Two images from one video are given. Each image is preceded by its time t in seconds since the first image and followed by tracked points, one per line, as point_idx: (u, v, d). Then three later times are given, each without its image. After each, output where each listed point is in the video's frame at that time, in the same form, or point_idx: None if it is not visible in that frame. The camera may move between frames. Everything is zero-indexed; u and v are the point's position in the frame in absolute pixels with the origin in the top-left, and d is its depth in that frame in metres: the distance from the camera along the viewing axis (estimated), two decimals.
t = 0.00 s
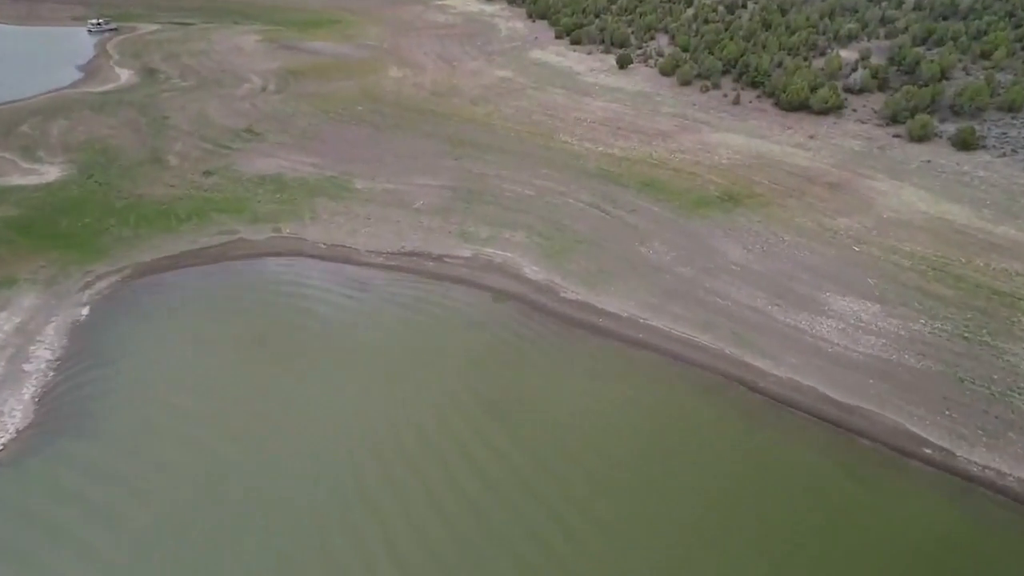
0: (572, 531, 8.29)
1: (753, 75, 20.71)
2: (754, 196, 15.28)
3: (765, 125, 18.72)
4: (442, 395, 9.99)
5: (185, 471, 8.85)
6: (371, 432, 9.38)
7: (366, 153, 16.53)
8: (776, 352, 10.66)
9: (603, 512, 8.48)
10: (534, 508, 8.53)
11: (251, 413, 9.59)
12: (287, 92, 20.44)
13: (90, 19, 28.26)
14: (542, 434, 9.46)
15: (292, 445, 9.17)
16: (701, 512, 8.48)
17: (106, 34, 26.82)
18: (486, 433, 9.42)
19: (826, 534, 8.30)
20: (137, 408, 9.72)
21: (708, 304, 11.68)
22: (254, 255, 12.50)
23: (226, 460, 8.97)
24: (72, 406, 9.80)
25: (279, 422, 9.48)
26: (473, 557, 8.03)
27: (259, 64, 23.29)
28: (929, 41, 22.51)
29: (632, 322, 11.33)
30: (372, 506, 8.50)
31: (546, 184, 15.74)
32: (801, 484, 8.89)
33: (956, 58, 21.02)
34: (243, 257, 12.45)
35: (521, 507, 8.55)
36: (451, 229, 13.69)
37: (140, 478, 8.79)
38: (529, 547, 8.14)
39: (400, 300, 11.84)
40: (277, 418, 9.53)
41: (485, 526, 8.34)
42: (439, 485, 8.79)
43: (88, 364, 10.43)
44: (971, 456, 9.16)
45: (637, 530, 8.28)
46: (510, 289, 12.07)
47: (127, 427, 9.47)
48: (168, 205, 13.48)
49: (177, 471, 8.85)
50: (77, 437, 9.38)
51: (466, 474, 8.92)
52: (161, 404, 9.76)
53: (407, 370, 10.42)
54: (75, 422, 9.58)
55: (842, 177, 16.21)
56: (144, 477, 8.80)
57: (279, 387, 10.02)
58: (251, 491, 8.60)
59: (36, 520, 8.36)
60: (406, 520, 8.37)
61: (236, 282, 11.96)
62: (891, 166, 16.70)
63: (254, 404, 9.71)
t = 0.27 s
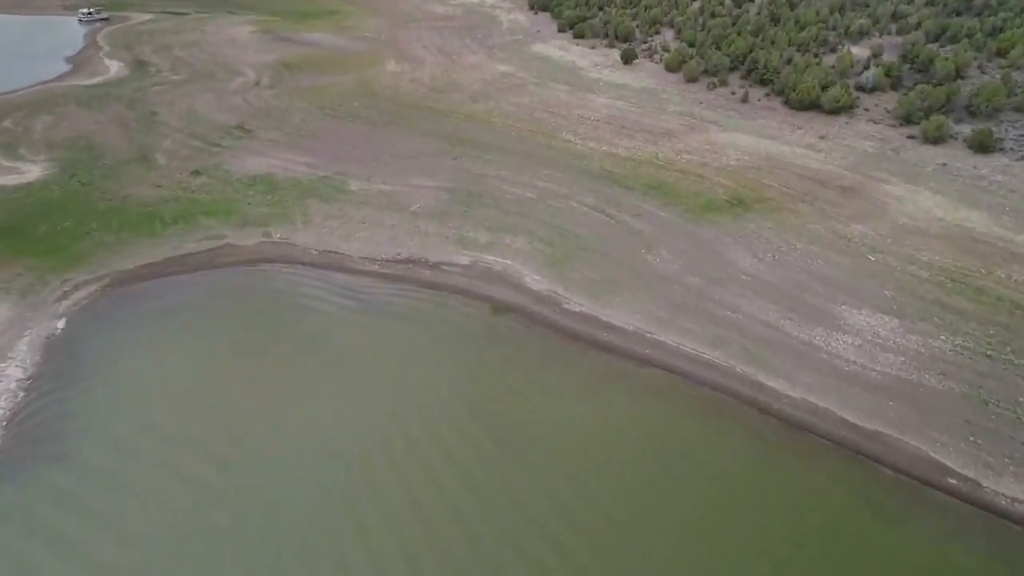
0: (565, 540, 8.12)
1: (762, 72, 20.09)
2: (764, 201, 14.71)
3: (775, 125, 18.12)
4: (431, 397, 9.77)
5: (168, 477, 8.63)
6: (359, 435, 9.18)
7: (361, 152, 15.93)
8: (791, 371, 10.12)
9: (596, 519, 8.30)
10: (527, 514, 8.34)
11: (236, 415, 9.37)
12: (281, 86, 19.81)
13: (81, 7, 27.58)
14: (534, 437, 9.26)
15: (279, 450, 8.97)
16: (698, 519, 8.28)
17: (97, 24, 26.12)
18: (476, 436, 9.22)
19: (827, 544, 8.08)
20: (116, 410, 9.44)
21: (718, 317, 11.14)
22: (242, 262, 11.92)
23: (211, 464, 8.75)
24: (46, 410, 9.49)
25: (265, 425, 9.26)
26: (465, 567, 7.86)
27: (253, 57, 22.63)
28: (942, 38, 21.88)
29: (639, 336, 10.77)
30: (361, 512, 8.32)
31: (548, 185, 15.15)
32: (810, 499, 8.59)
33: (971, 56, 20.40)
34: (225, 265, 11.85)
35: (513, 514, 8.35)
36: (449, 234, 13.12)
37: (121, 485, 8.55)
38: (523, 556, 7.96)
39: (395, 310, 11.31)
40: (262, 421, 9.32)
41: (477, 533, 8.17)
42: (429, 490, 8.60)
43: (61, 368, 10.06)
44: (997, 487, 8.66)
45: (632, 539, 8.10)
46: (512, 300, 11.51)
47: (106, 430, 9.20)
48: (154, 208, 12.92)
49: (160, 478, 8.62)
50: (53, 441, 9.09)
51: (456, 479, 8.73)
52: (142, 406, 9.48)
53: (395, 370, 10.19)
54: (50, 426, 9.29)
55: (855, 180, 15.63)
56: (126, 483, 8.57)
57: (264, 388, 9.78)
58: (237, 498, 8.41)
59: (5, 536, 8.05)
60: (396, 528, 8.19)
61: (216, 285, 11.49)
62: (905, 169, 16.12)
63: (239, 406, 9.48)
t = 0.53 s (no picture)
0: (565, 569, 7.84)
1: (770, 71, 19.57)
2: (773, 207, 14.23)
3: (783, 126, 17.61)
4: (426, 394, 9.65)
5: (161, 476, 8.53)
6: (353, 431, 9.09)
7: (357, 154, 15.43)
8: (804, 392, 9.67)
9: (598, 548, 8.00)
10: (523, 515, 8.30)
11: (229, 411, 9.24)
12: (276, 83, 19.29)
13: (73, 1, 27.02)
14: (530, 435, 9.17)
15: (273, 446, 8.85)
16: (695, 520, 8.27)
17: (88, 19, 25.53)
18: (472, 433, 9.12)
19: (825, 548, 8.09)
20: (105, 410, 9.27)
21: (726, 332, 10.67)
22: (229, 273, 11.45)
23: (204, 463, 8.64)
24: (27, 414, 9.26)
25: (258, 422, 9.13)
26: (464, 568, 7.83)
27: (247, 53, 22.09)
28: (954, 36, 21.36)
29: (645, 352, 10.29)
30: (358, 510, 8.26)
31: (550, 190, 14.66)
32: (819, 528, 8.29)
33: (984, 55, 19.88)
34: (210, 276, 11.37)
35: (514, 526, 8.19)
36: (447, 242, 12.65)
37: (111, 489, 8.42)
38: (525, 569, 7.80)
39: (390, 324, 10.84)
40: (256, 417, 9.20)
41: (475, 534, 8.13)
42: (426, 488, 8.53)
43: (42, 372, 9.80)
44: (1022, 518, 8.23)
45: (631, 540, 8.07)
46: (512, 312, 11.03)
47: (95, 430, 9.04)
48: (139, 214, 12.45)
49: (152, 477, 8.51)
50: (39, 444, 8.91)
51: (453, 477, 8.65)
52: (130, 405, 9.32)
53: (389, 376, 9.96)
54: (36, 428, 9.10)
55: (865, 185, 15.15)
56: (118, 485, 8.44)
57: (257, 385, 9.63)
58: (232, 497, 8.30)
59: None
60: (394, 527, 8.13)
61: (200, 295, 11.06)
62: (918, 173, 15.63)
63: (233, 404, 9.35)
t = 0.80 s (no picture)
0: None
1: (780, 72, 18.94)
2: (786, 217, 13.65)
3: (794, 130, 17.00)
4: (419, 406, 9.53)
5: (150, 492, 8.48)
6: (345, 445, 9.01)
7: (352, 159, 14.83)
8: (822, 423, 9.10)
9: None
10: (522, 555, 8.08)
11: (220, 425, 9.17)
12: (269, 82, 18.65)
13: None
14: (523, 450, 9.07)
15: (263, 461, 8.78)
16: (690, 539, 8.20)
17: (78, 14, 24.85)
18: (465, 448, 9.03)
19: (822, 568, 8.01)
20: (92, 423, 9.17)
21: (739, 356, 10.09)
22: (214, 291, 10.90)
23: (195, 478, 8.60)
24: (9, 426, 9.14)
25: (249, 435, 9.06)
26: None
27: (241, 51, 21.44)
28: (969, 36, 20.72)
29: (653, 378, 9.74)
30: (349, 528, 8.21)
31: (553, 199, 14.07)
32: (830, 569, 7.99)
33: (1002, 55, 19.24)
34: (194, 294, 10.82)
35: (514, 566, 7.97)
36: (445, 253, 12.06)
37: (99, 530, 8.18)
38: None
39: (383, 347, 10.29)
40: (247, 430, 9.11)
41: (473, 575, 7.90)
42: (418, 505, 8.46)
43: (21, 383, 9.60)
44: None
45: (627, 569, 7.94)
46: (513, 333, 10.46)
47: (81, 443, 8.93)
48: (123, 224, 11.88)
49: (141, 494, 8.46)
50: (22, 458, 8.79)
51: (446, 493, 8.58)
52: (118, 418, 9.22)
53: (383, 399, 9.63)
54: (18, 441, 8.97)
55: (881, 193, 14.56)
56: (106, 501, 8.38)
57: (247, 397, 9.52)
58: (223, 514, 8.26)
59: None
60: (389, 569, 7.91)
61: (179, 316, 10.54)
62: (935, 180, 15.05)
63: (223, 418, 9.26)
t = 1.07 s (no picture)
0: None
1: (789, 74, 18.40)
2: (798, 228, 13.13)
3: (804, 135, 16.47)
4: (418, 406, 9.42)
5: (146, 489, 8.37)
6: (344, 444, 8.90)
7: (347, 165, 14.31)
8: (841, 454, 8.66)
9: None
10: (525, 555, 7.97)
11: (217, 423, 9.06)
12: (263, 83, 18.11)
13: None
14: (524, 451, 8.95)
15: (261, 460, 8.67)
16: (693, 542, 8.07)
17: (68, 12, 24.29)
18: (466, 449, 8.92)
19: (827, 573, 7.86)
20: (87, 422, 9.04)
21: (753, 380, 9.61)
22: (201, 309, 10.41)
23: (191, 476, 8.49)
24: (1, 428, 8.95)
25: (247, 434, 8.95)
26: None
27: (235, 50, 20.89)
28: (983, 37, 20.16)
29: (662, 404, 9.27)
30: (348, 528, 8.09)
31: (556, 208, 13.55)
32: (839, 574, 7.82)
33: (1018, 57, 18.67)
34: (179, 313, 10.34)
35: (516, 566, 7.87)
36: (443, 267, 11.56)
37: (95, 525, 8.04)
38: None
39: (379, 368, 9.83)
40: (245, 429, 9.01)
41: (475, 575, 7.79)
42: (417, 505, 8.35)
43: (11, 384, 9.46)
44: None
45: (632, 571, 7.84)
46: (515, 354, 9.98)
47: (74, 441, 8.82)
48: (107, 237, 11.38)
49: (136, 490, 8.35)
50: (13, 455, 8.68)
51: (445, 494, 8.46)
52: (113, 417, 9.11)
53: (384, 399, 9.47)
54: (10, 439, 8.86)
55: (896, 202, 14.03)
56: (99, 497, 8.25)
57: (245, 395, 9.40)
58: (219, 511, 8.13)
59: None
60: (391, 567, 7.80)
61: (161, 336, 10.09)
62: (952, 189, 14.53)
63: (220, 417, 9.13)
